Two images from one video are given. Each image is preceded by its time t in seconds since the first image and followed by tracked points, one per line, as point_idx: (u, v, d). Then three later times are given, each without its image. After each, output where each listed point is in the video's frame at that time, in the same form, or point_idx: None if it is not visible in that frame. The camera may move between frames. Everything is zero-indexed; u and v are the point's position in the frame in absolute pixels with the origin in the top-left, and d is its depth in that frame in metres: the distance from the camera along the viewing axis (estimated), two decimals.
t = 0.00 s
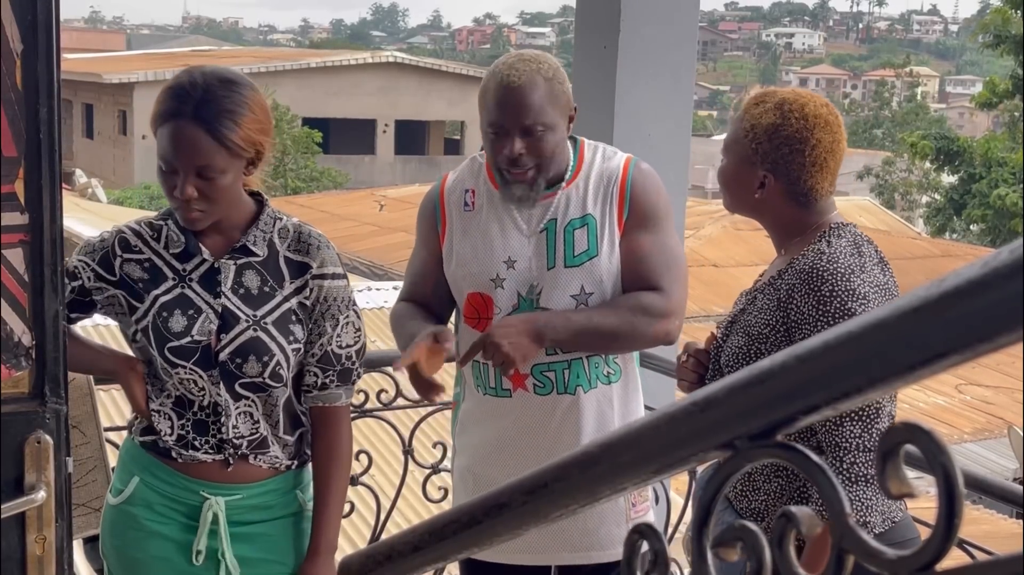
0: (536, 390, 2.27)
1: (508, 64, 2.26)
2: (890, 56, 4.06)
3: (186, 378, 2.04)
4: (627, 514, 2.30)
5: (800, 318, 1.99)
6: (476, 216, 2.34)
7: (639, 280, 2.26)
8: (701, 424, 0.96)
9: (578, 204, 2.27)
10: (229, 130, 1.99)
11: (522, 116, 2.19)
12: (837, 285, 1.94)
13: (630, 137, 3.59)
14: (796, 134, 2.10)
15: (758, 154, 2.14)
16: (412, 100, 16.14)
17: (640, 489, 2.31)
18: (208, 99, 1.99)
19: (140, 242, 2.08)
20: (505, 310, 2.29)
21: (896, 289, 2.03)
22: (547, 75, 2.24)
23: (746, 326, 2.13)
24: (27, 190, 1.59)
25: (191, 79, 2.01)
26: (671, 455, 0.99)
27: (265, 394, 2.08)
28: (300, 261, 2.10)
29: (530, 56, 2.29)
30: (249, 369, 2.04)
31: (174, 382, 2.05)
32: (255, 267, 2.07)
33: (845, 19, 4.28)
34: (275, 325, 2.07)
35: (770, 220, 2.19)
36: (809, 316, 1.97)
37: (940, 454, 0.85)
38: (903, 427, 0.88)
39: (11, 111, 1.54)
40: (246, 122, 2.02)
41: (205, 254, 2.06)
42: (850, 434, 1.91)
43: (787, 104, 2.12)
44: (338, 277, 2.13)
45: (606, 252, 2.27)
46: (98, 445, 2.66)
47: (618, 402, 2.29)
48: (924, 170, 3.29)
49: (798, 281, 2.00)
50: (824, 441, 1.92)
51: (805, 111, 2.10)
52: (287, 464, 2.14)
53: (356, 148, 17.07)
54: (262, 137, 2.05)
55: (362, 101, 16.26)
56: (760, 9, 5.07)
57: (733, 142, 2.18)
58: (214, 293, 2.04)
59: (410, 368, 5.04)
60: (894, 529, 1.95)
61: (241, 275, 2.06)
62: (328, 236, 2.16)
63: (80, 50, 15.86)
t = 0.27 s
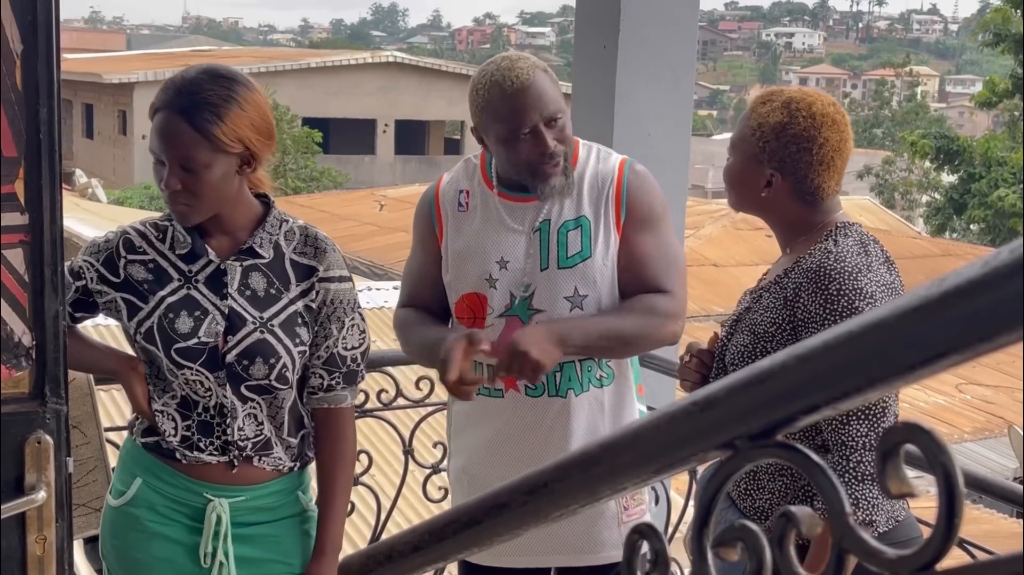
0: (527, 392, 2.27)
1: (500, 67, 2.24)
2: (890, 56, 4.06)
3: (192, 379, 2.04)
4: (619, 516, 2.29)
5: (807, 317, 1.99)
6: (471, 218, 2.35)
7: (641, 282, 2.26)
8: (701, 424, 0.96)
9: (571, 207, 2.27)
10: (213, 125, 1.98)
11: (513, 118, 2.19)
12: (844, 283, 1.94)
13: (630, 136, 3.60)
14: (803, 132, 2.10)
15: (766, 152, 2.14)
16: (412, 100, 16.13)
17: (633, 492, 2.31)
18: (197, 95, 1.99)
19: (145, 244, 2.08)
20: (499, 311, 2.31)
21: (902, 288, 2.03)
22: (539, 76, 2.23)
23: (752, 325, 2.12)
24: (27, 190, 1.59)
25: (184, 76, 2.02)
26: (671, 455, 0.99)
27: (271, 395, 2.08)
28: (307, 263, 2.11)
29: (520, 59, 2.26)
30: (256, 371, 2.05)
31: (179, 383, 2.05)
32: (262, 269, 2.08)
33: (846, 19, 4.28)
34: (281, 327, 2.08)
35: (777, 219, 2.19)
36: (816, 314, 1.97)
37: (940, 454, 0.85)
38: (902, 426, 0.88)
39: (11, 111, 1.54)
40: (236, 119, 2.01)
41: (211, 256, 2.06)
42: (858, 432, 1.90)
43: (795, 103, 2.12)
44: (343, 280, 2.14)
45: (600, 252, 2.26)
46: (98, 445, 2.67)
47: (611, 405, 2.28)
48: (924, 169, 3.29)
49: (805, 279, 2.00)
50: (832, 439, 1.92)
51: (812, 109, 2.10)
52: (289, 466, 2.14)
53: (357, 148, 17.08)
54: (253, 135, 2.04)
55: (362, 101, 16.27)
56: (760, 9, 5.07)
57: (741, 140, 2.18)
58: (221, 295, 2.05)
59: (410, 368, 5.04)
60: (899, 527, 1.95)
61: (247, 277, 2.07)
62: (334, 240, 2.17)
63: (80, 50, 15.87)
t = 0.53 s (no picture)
0: (529, 396, 2.28)
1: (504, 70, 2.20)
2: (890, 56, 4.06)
3: (192, 378, 2.04)
4: (619, 516, 2.30)
5: (822, 312, 1.99)
6: (472, 220, 2.33)
7: (650, 287, 2.30)
8: (702, 423, 0.96)
9: (574, 211, 2.28)
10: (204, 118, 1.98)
11: (499, 125, 2.16)
12: (859, 280, 1.94)
13: (630, 136, 3.60)
14: (814, 129, 2.10)
15: (776, 149, 2.13)
16: (412, 100, 16.12)
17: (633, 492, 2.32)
18: (191, 90, 1.99)
19: (148, 241, 2.08)
20: (499, 315, 2.29)
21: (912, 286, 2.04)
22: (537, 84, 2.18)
23: (763, 322, 2.12)
24: (27, 190, 1.59)
25: (183, 70, 2.03)
26: (671, 454, 0.99)
27: (271, 396, 2.09)
28: (309, 264, 2.11)
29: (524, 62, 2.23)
30: (256, 371, 2.05)
31: (179, 382, 2.05)
32: (264, 270, 2.08)
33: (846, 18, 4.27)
34: (282, 327, 2.08)
35: (787, 217, 2.18)
36: (832, 311, 1.98)
37: (940, 453, 0.85)
38: (901, 426, 0.87)
39: (11, 111, 1.54)
40: (230, 115, 2.01)
41: (212, 254, 2.06)
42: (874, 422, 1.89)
43: (806, 101, 2.12)
44: (347, 282, 2.15)
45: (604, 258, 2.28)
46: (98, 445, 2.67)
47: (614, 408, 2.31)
48: (924, 169, 3.29)
49: (819, 276, 2.01)
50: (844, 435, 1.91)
51: (824, 107, 2.10)
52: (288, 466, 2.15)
53: (357, 148, 17.08)
54: (246, 131, 2.04)
55: (362, 101, 16.27)
56: (760, 8, 5.07)
57: (750, 137, 2.18)
58: (223, 294, 2.05)
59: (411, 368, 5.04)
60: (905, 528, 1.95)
61: (249, 277, 2.07)
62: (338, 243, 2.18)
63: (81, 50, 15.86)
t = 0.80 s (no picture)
0: (530, 397, 2.28)
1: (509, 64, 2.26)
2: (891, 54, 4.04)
3: (194, 369, 2.08)
4: (619, 516, 2.30)
5: (851, 301, 2.01)
6: (472, 219, 2.33)
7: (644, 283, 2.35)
8: (702, 422, 0.96)
9: (575, 211, 2.29)
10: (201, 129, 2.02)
11: (518, 115, 2.21)
12: (887, 270, 1.97)
13: (630, 135, 3.60)
14: (834, 127, 2.13)
15: (797, 145, 2.16)
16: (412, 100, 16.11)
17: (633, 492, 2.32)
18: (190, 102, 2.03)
19: (156, 231, 2.14)
20: (499, 315, 2.28)
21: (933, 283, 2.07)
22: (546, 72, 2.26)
23: (787, 317, 2.14)
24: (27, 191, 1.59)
25: (182, 79, 2.07)
26: (671, 454, 0.99)
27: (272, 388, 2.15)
28: (317, 262, 2.19)
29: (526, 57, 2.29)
30: (260, 363, 2.11)
31: (180, 373, 2.09)
32: (270, 265, 2.15)
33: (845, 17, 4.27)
34: (287, 322, 2.14)
35: (804, 214, 2.20)
36: (859, 300, 2.00)
37: (939, 452, 0.85)
38: (901, 424, 0.87)
39: (11, 112, 1.54)
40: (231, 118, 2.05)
41: (221, 248, 2.13)
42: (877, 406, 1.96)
43: (825, 100, 2.16)
44: (351, 280, 2.23)
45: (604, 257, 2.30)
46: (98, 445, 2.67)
47: (614, 410, 2.31)
48: (924, 168, 3.28)
49: (847, 267, 2.03)
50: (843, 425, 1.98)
51: (844, 106, 2.15)
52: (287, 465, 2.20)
53: (356, 148, 17.07)
54: (245, 139, 2.06)
55: (362, 101, 16.25)
56: (760, 7, 5.06)
57: (769, 135, 2.20)
58: (228, 287, 2.11)
59: (410, 368, 5.04)
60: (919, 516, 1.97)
61: (255, 272, 2.13)
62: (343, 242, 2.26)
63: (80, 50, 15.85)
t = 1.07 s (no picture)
0: (532, 394, 2.28)
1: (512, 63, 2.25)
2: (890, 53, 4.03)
3: (193, 370, 2.09)
4: (620, 515, 2.30)
5: (877, 291, 2.04)
6: (472, 216, 2.34)
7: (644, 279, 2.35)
8: (701, 421, 0.95)
9: (577, 208, 2.30)
10: (212, 108, 2.05)
11: (517, 114, 2.19)
12: (918, 260, 2.00)
13: (628, 135, 3.60)
14: (867, 121, 2.16)
15: (832, 136, 2.17)
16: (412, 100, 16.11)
17: (633, 491, 2.33)
18: (202, 83, 2.07)
19: (159, 230, 2.14)
20: (500, 312, 2.28)
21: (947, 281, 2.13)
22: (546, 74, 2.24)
23: (813, 312, 2.13)
24: (26, 191, 1.59)
25: (195, 67, 2.11)
26: (670, 452, 0.99)
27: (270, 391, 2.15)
28: (320, 266, 2.19)
29: (527, 56, 2.27)
30: (259, 367, 2.11)
31: (180, 374, 2.09)
32: (272, 268, 2.15)
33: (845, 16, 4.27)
34: (287, 326, 2.14)
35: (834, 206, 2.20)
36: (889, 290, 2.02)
37: (937, 450, 0.85)
38: (900, 423, 0.88)
39: (10, 112, 1.54)
40: (238, 101, 2.07)
41: (223, 248, 2.13)
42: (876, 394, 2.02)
43: (859, 98, 2.19)
44: (354, 284, 2.23)
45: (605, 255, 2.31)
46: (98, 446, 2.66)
47: (614, 409, 2.31)
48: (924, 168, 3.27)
49: (878, 258, 2.05)
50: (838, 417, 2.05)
51: (878, 105, 2.18)
52: (288, 467, 2.21)
53: (357, 148, 17.09)
54: (254, 124, 2.09)
55: (361, 101, 16.26)
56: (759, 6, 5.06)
57: (802, 127, 2.21)
58: (230, 289, 2.11)
59: (411, 368, 5.04)
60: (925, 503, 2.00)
61: (257, 275, 2.14)
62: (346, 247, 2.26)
63: (80, 51, 15.86)
